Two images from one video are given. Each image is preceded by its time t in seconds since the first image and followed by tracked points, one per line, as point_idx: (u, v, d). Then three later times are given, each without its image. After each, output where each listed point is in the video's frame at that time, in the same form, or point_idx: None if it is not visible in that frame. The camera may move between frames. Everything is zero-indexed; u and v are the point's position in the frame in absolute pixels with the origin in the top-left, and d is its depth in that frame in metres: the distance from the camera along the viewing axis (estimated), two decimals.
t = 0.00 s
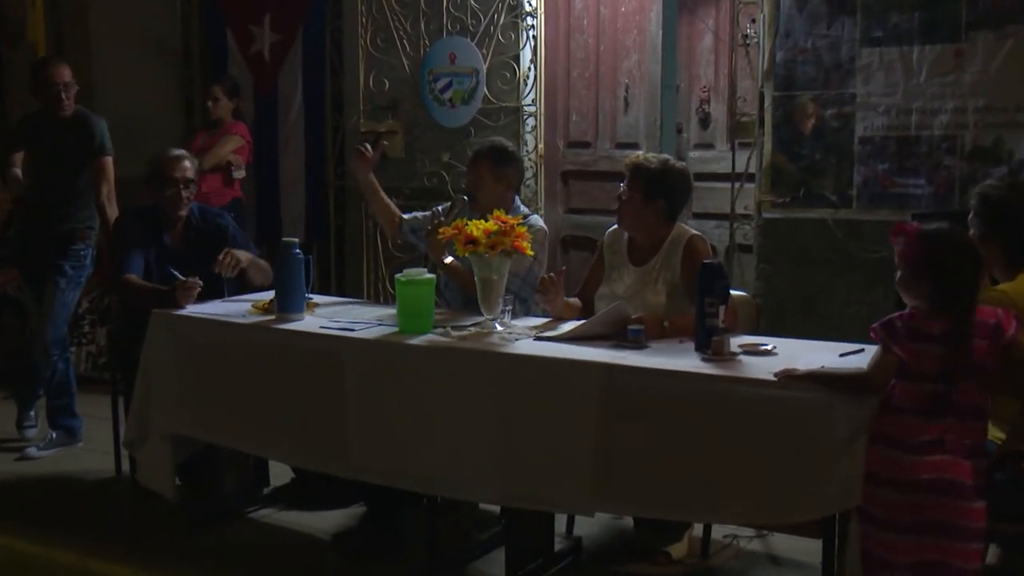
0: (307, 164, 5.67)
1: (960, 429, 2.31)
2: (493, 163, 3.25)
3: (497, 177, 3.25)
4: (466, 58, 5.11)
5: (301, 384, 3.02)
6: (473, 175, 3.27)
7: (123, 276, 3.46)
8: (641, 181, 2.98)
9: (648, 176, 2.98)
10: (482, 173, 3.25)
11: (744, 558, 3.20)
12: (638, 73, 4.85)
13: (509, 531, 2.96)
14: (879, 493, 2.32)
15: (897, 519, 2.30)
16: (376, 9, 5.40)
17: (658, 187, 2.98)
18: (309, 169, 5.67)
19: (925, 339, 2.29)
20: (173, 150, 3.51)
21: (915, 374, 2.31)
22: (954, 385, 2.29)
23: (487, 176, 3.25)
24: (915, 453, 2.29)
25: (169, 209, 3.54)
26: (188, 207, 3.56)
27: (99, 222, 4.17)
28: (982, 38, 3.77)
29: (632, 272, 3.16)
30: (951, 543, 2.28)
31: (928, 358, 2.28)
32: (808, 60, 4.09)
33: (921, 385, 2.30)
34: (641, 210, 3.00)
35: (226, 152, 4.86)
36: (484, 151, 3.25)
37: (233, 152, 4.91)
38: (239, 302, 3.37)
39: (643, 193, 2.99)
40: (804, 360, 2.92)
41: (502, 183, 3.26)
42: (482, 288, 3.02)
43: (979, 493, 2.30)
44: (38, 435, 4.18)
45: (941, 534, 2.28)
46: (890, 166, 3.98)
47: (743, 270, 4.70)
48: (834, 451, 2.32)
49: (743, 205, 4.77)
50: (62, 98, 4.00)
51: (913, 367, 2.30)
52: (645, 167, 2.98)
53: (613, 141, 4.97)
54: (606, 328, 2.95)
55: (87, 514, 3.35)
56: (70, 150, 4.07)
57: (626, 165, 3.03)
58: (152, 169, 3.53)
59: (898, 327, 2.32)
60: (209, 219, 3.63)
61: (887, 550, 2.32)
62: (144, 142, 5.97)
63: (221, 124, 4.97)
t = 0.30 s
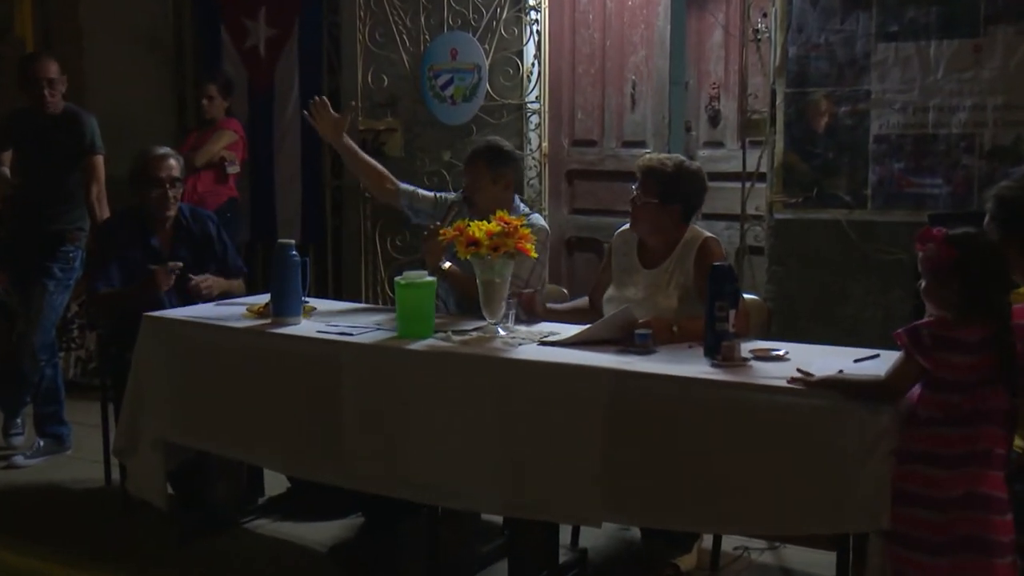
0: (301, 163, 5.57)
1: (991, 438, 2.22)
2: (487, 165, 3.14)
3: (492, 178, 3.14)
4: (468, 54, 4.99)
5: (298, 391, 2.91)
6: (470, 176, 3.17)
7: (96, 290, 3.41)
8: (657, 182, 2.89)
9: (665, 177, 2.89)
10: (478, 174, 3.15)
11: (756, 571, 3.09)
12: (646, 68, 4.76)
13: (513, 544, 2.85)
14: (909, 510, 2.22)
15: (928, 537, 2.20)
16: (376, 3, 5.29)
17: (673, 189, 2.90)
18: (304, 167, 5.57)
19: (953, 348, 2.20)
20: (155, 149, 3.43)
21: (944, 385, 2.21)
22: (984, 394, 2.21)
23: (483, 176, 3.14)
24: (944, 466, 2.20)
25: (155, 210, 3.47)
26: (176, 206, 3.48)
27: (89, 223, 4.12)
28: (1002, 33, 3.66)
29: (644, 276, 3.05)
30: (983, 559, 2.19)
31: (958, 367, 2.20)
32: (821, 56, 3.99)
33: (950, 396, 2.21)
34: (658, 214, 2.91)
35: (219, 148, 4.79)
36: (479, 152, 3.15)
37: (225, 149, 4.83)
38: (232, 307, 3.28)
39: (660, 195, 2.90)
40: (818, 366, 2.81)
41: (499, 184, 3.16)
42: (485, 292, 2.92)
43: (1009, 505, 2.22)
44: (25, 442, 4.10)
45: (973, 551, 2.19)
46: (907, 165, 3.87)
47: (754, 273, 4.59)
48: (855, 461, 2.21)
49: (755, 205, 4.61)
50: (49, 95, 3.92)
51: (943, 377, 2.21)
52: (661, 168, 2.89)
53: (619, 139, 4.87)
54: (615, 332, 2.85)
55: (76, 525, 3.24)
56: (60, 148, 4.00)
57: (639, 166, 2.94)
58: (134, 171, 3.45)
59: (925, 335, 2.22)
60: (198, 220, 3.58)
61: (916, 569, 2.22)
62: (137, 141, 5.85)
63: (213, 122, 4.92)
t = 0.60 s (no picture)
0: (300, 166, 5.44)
1: (1010, 448, 2.13)
2: (483, 166, 3.04)
3: (490, 179, 3.04)
4: (469, 50, 4.90)
5: (293, 397, 2.81)
6: (465, 179, 3.07)
7: (76, 299, 3.40)
8: (666, 185, 2.78)
9: (675, 178, 2.78)
10: (472, 176, 3.05)
11: None
12: (654, 64, 4.65)
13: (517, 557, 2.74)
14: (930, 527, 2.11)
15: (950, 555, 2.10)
16: None
17: (680, 190, 2.79)
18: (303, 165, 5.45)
19: (964, 354, 2.11)
20: (147, 146, 3.34)
21: (958, 393, 2.11)
22: (1001, 402, 2.12)
23: (478, 179, 3.04)
24: (965, 480, 2.09)
25: (148, 208, 3.37)
26: (169, 205, 3.40)
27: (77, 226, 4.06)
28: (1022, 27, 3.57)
29: (651, 276, 2.96)
30: None
31: (970, 374, 2.11)
32: (835, 51, 3.88)
33: (966, 405, 2.11)
34: (667, 217, 2.81)
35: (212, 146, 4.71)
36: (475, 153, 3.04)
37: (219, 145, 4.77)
38: (225, 310, 3.18)
39: (669, 196, 2.79)
40: (832, 372, 2.71)
41: (498, 185, 3.06)
42: (486, 295, 2.81)
43: None
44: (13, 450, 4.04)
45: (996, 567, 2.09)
46: (924, 163, 3.78)
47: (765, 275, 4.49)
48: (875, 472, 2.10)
49: (766, 205, 4.55)
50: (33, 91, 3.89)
51: (955, 386, 2.11)
52: (669, 169, 2.78)
53: (627, 137, 4.76)
54: (622, 336, 2.75)
55: (64, 536, 3.14)
56: (46, 146, 3.96)
57: (644, 167, 2.82)
58: (125, 169, 3.36)
59: (935, 341, 2.12)
60: (190, 221, 3.50)
61: None
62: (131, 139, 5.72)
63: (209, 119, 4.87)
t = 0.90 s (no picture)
0: (294, 161, 5.41)
1: None
2: (489, 163, 2.94)
3: (495, 177, 2.94)
4: (471, 45, 4.82)
5: (290, 404, 2.71)
6: (469, 178, 2.97)
7: (69, 299, 3.31)
8: (672, 193, 2.67)
9: (680, 183, 2.66)
10: (478, 174, 2.95)
11: None
12: (662, 59, 4.57)
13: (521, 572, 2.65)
14: (952, 540, 2.02)
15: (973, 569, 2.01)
16: None
17: (689, 195, 2.67)
18: (296, 165, 5.42)
19: (983, 361, 1.99)
20: (145, 142, 3.26)
21: (976, 402, 2.01)
22: None
23: (485, 177, 2.95)
24: (987, 492, 2.01)
25: (144, 205, 3.28)
26: (166, 203, 3.32)
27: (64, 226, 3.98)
28: None
29: (659, 279, 2.86)
30: None
31: (989, 381, 1.99)
32: (850, 46, 3.79)
33: (986, 413, 2.01)
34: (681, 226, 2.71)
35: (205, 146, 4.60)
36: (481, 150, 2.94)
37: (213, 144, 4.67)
38: (220, 314, 3.09)
39: (678, 203, 2.68)
40: (846, 378, 2.61)
41: (505, 183, 2.96)
42: (489, 299, 2.72)
43: None
44: None
45: None
46: (941, 163, 3.68)
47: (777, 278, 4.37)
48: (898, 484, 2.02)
49: (779, 205, 4.40)
50: (19, 86, 3.83)
51: (974, 394, 2.00)
52: (673, 176, 2.65)
53: (634, 135, 4.67)
54: (628, 341, 2.65)
55: (54, 548, 3.05)
56: (32, 143, 3.89)
57: (645, 177, 2.69)
58: (119, 167, 3.27)
59: (950, 349, 2.01)
60: (184, 221, 3.41)
61: None
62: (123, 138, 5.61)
63: (204, 115, 4.76)
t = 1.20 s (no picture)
0: (290, 162, 5.33)
1: None
2: (503, 158, 2.85)
3: (509, 173, 2.85)
4: (473, 41, 4.71)
5: (286, 411, 2.62)
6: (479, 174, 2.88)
7: (61, 297, 3.19)
8: (691, 201, 2.56)
9: (698, 189, 2.55)
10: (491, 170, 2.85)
11: None
12: (670, 55, 4.47)
13: None
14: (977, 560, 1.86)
15: None
16: None
17: (704, 201, 2.57)
18: (292, 164, 5.34)
19: (1004, 371, 1.84)
20: (144, 140, 3.19)
21: (999, 414, 1.84)
22: None
23: (498, 174, 2.85)
24: (1014, 507, 1.84)
25: (141, 204, 3.18)
26: (163, 202, 3.21)
27: (52, 226, 3.89)
28: None
29: (667, 284, 2.75)
30: None
31: (1013, 393, 1.83)
32: (864, 42, 3.71)
33: (1011, 425, 1.84)
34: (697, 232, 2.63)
35: (201, 146, 4.53)
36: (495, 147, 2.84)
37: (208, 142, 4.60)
38: (215, 318, 2.99)
39: (696, 210, 2.58)
40: (862, 385, 2.50)
41: (517, 180, 2.87)
42: (492, 301, 2.62)
43: None
44: None
45: None
46: (959, 162, 3.59)
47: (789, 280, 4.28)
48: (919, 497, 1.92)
49: (792, 206, 4.27)
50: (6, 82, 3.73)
51: (996, 406, 1.84)
52: (686, 182, 2.54)
53: (642, 134, 4.57)
54: (636, 344, 2.56)
55: (43, 560, 2.96)
56: (18, 140, 3.80)
57: (657, 183, 2.57)
58: (115, 165, 3.18)
59: (966, 360, 1.86)
60: (182, 223, 3.32)
61: None
62: (118, 135, 5.51)
63: (201, 111, 4.66)
